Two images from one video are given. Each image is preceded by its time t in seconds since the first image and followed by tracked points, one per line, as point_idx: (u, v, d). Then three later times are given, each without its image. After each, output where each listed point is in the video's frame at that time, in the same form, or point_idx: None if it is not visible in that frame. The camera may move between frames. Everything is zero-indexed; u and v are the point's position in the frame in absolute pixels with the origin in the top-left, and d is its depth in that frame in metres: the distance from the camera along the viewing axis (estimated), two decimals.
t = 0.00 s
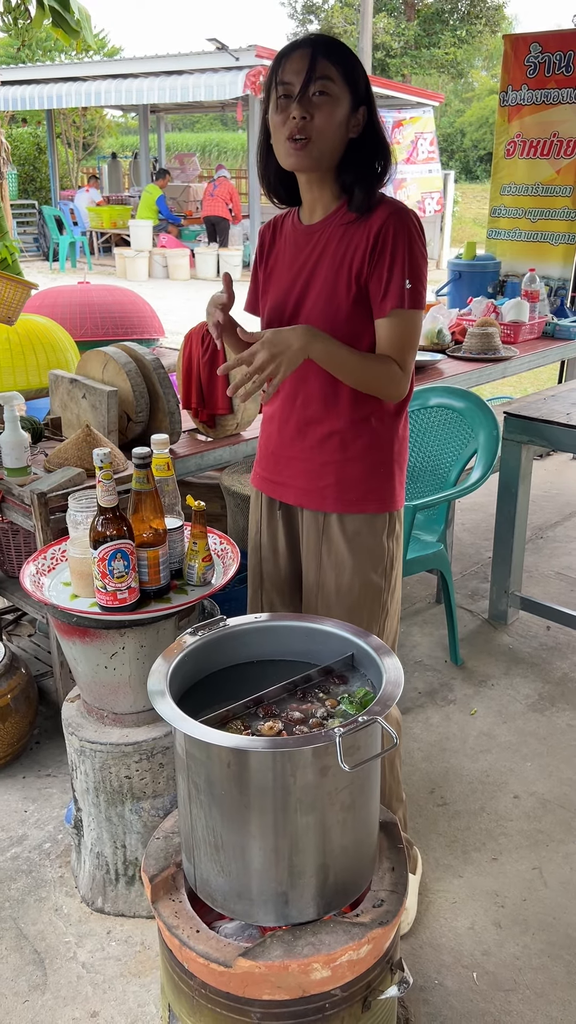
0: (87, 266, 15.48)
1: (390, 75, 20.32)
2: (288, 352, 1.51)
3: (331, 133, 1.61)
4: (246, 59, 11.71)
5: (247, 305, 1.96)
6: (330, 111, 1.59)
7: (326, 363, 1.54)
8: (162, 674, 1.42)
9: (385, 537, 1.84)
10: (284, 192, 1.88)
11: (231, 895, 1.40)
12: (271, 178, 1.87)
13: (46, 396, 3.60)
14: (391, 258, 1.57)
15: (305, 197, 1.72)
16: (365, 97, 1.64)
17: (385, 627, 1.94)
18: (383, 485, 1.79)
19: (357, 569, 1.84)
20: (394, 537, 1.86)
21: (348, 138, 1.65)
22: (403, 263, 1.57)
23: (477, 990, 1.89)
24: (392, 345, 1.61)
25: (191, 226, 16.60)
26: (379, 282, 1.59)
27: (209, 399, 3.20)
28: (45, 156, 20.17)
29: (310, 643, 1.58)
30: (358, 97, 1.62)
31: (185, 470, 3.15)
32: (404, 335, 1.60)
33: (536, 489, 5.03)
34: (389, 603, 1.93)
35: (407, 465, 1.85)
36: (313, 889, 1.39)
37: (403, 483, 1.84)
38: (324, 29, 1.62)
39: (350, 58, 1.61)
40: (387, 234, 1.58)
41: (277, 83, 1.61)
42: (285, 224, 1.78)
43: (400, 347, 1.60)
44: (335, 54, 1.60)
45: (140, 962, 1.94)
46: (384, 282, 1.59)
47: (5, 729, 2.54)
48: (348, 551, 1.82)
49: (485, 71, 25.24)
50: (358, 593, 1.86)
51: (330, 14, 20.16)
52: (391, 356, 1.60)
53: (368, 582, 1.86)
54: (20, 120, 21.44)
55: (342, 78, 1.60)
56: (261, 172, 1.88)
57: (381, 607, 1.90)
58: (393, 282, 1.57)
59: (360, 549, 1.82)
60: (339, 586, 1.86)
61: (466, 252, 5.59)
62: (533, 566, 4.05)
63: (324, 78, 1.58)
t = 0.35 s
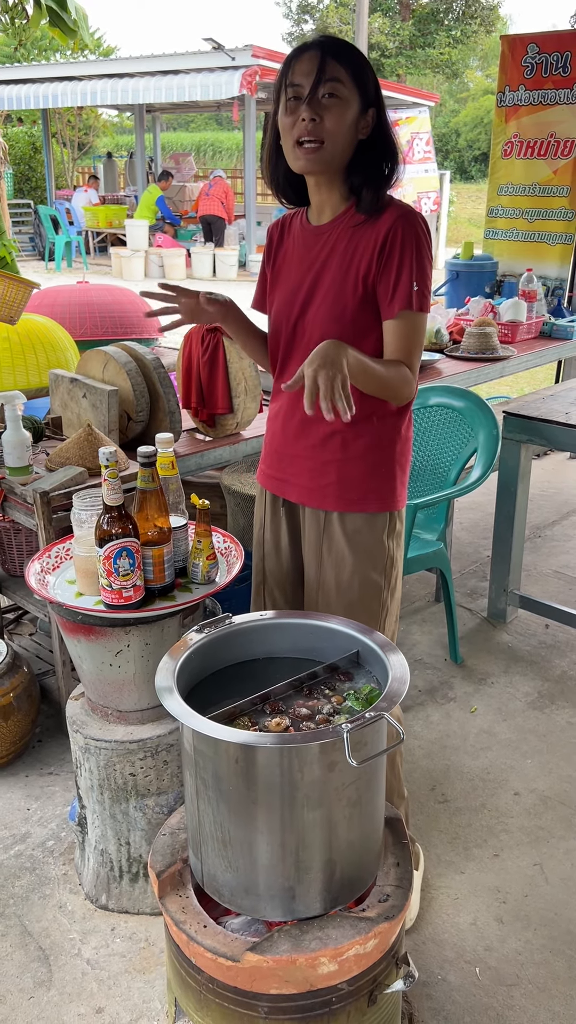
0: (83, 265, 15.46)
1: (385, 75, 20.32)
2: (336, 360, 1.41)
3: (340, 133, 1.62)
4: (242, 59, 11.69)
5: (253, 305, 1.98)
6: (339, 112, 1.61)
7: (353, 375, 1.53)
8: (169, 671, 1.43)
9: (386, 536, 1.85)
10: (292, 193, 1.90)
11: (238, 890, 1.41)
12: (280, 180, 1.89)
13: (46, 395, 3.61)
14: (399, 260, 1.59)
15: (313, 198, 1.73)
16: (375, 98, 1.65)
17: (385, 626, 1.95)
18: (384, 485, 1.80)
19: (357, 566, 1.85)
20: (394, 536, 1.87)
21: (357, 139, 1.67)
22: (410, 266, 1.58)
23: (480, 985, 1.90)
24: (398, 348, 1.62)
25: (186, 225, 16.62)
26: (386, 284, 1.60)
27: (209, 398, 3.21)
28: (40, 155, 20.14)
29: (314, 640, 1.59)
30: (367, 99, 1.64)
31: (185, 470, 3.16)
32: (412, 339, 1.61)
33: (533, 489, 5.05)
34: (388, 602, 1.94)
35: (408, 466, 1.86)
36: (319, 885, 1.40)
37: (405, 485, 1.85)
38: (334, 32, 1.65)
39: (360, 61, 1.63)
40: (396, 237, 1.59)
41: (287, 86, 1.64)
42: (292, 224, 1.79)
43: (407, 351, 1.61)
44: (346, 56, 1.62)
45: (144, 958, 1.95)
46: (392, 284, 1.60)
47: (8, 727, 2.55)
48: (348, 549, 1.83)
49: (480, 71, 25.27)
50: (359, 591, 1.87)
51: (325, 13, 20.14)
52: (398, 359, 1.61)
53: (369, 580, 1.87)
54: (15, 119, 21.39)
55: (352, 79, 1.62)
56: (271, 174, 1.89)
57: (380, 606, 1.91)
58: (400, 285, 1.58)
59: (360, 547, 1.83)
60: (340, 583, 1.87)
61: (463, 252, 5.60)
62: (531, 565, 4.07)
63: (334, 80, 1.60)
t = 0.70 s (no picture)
0: (79, 265, 15.45)
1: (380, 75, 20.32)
2: (345, 368, 1.41)
3: (345, 137, 1.63)
4: (238, 59, 11.67)
5: (259, 304, 1.98)
6: (345, 116, 1.61)
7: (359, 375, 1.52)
8: (175, 670, 1.43)
9: (390, 536, 1.86)
10: (296, 193, 1.90)
11: (244, 887, 1.41)
12: (285, 181, 1.89)
13: (46, 394, 3.61)
14: (405, 259, 1.59)
15: (319, 199, 1.74)
16: (379, 100, 1.66)
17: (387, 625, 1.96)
18: (388, 484, 1.80)
19: (360, 565, 1.85)
20: (397, 535, 1.88)
21: (363, 140, 1.67)
22: (415, 265, 1.59)
23: (482, 981, 1.91)
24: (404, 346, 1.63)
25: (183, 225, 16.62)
26: (392, 284, 1.61)
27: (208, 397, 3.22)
28: (36, 155, 20.11)
29: (319, 638, 1.60)
30: (372, 102, 1.65)
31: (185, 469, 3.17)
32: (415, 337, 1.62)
33: (531, 488, 5.06)
34: (390, 602, 1.94)
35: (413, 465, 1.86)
36: (325, 882, 1.40)
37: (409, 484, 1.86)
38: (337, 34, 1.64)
39: (363, 63, 1.63)
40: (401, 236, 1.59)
41: (293, 90, 1.64)
42: (297, 223, 1.80)
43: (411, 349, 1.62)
44: (350, 60, 1.62)
45: (148, 956, 1.95)
46: (397, 284, 1.60)
47: (9, 726, 2.55)
48: (351, 548, 1.84)
49: (476, 71, 25.30)
50: (362, 591, 1.88)
51: (320, 13, 20.13)
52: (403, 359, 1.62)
53: (372, 580, 1.88)
54: (11, 119, 21.36)
55: (357, 83, 1.62)
56: (276, 174, 1.90)
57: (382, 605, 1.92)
58: (406, 284, 1.59)
59: (364, 547, 1.84)
60: (343, 582, 1.88)
61: (461, 253, 5.62)
62: (530, 564, 4.08)
63: (339, 84, 1.61)
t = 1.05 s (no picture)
0: (75, 265, 15.42)
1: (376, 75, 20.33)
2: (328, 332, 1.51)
3: (346, 151, 1.63)
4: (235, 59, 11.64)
5: (259, 303, 1.98)
6: (342, 130, 1.60)
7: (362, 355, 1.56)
8: (181, 670, 1.43)
9: (395, 536, 1.87)
10: (302, 195, 1.90)
11: (249, 885, 1.41)
12: (291, 184, 1.89)
13: (45, 394, 3.61)
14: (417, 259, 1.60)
15: (327, 204, 1.75)
16: (373, 98, 1.63)
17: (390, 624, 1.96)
18: (393, 485, 1.81)
19: (364, 565, 1.86)
20: (401, 534, 1.88)
21: (364, 141, 1.66)
22: (428, 264, 1.59)
23: (485, 980, 1.91)
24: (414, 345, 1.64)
25: (179, 225, 16.60)
26: (403, 283, 1.62)
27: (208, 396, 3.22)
28: (32, 155, 20.08)
29: (323, 638, 1.60)
30: (365, 105, 1.62)
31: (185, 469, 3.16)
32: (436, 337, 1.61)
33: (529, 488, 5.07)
34: (394, 601, 1.95)
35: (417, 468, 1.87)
36: (330, 881, 1.40)
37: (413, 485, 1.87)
38: (319, 40, 1.60)
39: (351, 68, 1.60)
40: (414, 235, 1.60)
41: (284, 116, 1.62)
42: (306, 223, 1.81)
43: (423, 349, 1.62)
44: (337, 69, 1.58)
45: (151, 955, 1.95)
46: (409, 283, 1.61)
47: (10, 726, 2.55)
48: (356, 548, 1.84)
49: (471, 72, 25.33)
50: (367, 591, 1.88)
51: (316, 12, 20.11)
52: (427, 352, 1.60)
53: (376, 579, 1.88)
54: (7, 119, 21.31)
55: (348, 92, 1.59)
56: (280, 178, 1.89)
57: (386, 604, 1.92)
58: (418, 283, 1.59)
59: (369, 546, 1.84)
60: (347, 581, 1.88)
61: (459, 253, 5.62)
62: (528, 563, 4.09)
63: (330, 99, 1.58)
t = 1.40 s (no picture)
0: (71, 265, 15.40)
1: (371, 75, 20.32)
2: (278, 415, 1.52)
3: (354, 152, 1.61)
4: (231, 59, 11.62)
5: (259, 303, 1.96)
6: (350, 131, 1.58)
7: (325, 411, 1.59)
8: (182, 670, 1.43)
9: (411, 533, 1.88)
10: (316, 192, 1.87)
11: (251, 886, 1.41)
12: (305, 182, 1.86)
13: (42, 394, 3.60)
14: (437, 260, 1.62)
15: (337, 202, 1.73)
16: (387, 97, 1.60)
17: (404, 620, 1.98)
18: (409, 484, 1.81)
19: (382, 564, 1.86)
20: (416, 531, 1.89)
21: (375, 141, 1.64)
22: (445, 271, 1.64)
23: (485, 980, 1.91)
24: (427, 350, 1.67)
25: (175, 225, 16.59)
26: (423, 286, 1.63)
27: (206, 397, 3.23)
28: (28, 155, 20.04)
29: (325, 638, 1.60)
30: (377, 103, 1.59)
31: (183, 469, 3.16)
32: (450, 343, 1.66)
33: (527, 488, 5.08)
34: (408, 596, 1.97)
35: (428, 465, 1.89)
36: (333, 881, 1.40)
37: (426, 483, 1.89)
38: (329, 34, 1.56)
39: (361, 64, 1.56)
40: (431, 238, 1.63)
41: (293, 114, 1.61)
42: (311, 222, 1.80)
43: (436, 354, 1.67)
44: (348, 66, 1.55)
45: (151, 956, 1.95)
46: (430, 285, 1.63)
47: (9, 727, 2.54)
48: (375, 549, 1.84)
49: (467, 72, 25.37)
50: (386, 589, 1.89)
51: (312, 12, 20.10)
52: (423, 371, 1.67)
53: (394, 578, 1.89)
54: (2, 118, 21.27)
55: (357, 91, 1.56)
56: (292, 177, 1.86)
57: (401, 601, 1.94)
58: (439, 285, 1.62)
59: (388, 545, 1.84)
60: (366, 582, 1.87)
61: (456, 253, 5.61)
62: (526, 563, 4.09)
63: (337, 98, 1.56)
